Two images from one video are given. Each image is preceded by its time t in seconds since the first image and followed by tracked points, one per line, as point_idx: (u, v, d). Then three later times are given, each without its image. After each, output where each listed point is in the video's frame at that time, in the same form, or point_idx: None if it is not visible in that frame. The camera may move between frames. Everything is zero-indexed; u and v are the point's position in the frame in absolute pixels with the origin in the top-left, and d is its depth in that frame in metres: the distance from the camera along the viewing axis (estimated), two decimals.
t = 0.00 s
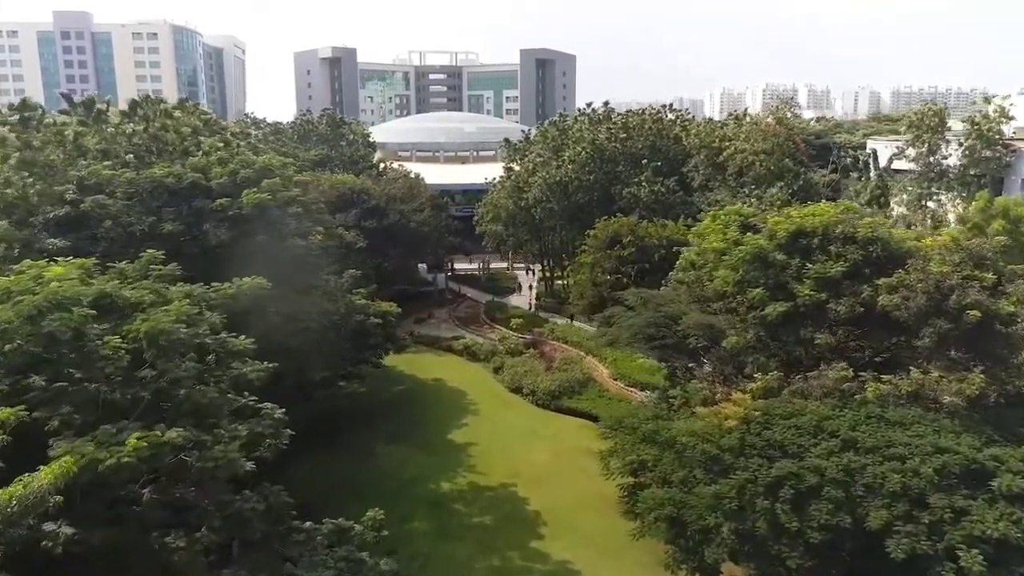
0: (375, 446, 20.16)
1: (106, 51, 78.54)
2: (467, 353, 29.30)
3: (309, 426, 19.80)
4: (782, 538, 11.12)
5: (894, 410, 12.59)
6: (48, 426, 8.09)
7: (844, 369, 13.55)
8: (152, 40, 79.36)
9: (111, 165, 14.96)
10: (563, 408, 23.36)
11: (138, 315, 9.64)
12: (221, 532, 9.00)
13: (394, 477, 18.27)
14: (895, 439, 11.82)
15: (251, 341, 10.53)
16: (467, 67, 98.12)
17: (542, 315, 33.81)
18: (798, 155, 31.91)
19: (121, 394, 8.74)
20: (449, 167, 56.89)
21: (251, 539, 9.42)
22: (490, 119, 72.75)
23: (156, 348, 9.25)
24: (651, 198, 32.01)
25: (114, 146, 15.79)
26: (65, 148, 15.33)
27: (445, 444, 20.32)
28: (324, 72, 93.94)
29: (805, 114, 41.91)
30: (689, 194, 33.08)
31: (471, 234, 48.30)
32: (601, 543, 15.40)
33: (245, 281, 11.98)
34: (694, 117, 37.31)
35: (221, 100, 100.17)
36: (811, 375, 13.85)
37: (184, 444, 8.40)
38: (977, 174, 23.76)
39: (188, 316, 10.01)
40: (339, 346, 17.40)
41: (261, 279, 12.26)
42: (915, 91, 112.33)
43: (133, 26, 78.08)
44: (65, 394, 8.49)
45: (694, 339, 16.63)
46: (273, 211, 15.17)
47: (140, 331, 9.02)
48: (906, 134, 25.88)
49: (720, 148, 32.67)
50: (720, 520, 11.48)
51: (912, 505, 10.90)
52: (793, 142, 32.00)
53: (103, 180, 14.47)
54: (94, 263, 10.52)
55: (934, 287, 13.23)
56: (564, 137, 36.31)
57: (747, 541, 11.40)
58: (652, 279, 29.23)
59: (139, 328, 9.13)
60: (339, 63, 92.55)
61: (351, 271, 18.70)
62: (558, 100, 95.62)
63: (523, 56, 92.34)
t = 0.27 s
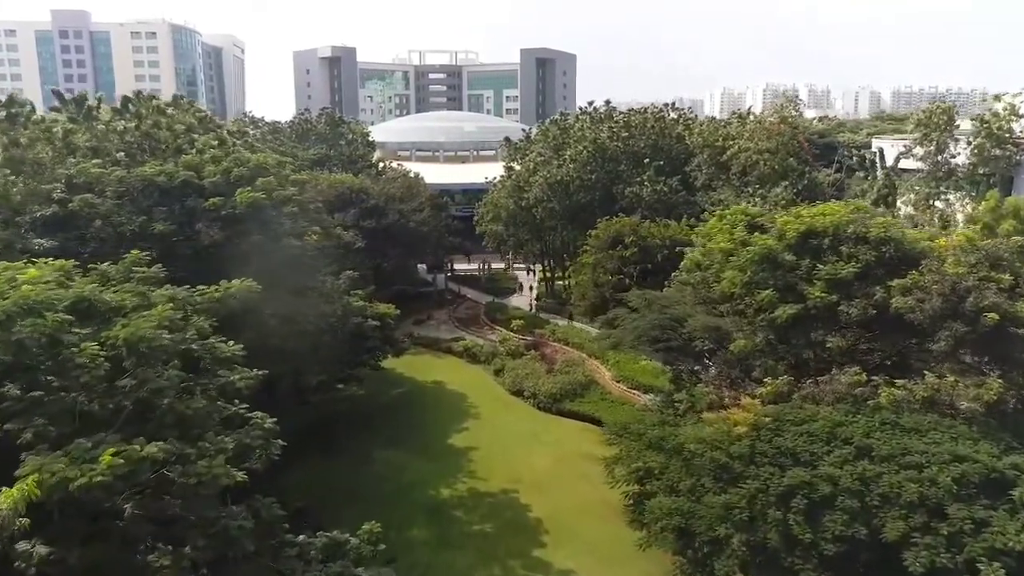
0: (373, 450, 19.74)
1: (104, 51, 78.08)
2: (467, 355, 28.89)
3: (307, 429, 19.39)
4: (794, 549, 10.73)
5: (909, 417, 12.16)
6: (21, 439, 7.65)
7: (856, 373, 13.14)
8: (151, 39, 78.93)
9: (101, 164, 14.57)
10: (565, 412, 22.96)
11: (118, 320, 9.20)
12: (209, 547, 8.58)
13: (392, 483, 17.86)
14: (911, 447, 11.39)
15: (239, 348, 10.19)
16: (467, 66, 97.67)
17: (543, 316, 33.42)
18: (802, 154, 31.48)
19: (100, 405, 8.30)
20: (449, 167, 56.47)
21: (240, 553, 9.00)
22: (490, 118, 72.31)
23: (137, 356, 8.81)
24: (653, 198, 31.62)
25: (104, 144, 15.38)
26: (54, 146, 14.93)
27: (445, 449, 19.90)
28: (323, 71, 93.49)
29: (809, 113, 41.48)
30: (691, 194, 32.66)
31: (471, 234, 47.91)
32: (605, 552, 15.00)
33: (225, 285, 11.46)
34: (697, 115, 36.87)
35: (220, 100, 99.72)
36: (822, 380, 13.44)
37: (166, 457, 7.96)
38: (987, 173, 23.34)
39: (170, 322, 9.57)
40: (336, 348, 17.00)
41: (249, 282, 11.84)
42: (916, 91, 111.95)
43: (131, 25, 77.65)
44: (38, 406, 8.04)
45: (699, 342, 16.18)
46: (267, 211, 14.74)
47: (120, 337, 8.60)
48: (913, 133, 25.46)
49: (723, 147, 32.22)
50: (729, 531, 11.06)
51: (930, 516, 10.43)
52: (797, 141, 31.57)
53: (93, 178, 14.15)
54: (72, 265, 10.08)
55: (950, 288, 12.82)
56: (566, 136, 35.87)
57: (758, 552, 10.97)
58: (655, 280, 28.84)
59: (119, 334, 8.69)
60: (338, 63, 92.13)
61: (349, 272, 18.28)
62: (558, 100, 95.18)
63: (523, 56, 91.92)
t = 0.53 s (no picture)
0: (371, 456, 19.22)
1: (101, 49, 77.56)
2: (467, 357, 28.37)
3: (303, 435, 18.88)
4: (811, 565, 10.25)
5: (929, 425, 11.64)
6: None
7: (873, 379, 12.63)
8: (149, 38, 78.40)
9: (87, 160, 14.04)
10: (567, 415, 22.47)
11: (89, 327, 8.57)
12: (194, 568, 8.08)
13: (391, 491, 17.35)
14: (932, 457, 10.84)
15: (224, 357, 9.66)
16: (467, 65, 97.13)
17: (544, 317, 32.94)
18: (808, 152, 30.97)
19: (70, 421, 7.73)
20: (448, 166, 55.96)
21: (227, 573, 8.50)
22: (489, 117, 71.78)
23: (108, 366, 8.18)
24: (656, 197, 31.11)
25: (92, 140, 14.85)
26: (40, 142, 14.40)
27: (445, 454, 19.40)
28: (322, 70, 92.95)
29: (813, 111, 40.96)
30: (695, 193, 32.16)
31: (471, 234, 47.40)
32: (611, 564, 14.50)
33: (204, 290, 10.78)
34: (700, 114, 36.35)
35: (218, 99, 99.23)
36: (837, 386, 12.92)
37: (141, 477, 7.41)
38: (998, 171, 22.85)
39: (149, 327, 8.96)
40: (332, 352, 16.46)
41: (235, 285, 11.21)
42: (917, 91, 111.54)
43: (129, 23, 77.07)
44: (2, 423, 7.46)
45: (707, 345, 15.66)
46: (260, 209, 14.20)
47: (89, 346, 7.95)
48: (923, 131, 24.95)
49: (727, 145, 31.71)
50: (743, 546, 10.53)
51: (954, 529, 9.91)
52: (803, 139, 31.08)
53: (78, 176, 13.60)
54: (39, 268, 9.47)
55: (971, 290, 12.31)
56: (567, 134, 35.31)
57: (773, 567, 10.46)
58: (658, 281, 28.36)
59: (87, 343, 8.05)
60: (337, 61, 91.63)
61: (346, 273, 17.75)
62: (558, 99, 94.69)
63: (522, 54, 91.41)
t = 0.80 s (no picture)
0: (370, 461, 18.80)
1: (99, 49, 77.11)
2: (467, 359, 27.95)
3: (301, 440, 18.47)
4: None
5: (948, 431, 11.19)
6: None
7: (889, 384, 12.20)
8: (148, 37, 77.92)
9: (76, 158, 13.63)
10: (570, 419, 22.06)
11: (63, 334, 8.11)
12: None
13: (389, 497, 16.94)
14: (953, 465, 10.35)
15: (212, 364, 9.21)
16: (467, 64, 96.71)
17: (546, 317, 32.53)
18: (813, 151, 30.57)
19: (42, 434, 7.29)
20: (448, 166, 55.55)
21: None
22: (489, 116, 71.30)
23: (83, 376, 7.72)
24: (659, 197, 30.71)
25: (82, 137, 14.46)
26: (28, 139, 14.01)
27: (445, 459, 18.98)
28: (322, 70, 92.55)
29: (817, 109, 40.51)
30: (698, 192, 31.76)
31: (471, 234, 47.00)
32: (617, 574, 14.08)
33: (190, 292, 10.28)
34: (703, 112, 35.93)
35: (218, 99, 98.78)
36: (851, 391, 12.50)
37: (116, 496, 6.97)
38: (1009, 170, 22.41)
39: (131, 332, 8.51)
40: (331, 355, 16.07)
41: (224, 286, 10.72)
42: (918, 90, 111.23)
43: (128, 23, 76.69)
44: None
45: (714, 348, 15.24)
46: (255, 209, 13.78)
47: (61, 355, 7.46)
48: (931, 129, 24.51)
49: (731, 144, 31.32)
50: (756, 559, 10.10)
51: (977, 542, 9.41)
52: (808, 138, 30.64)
53: (66, 173, 13.19)
54: (16, 268, 9.04)
55: (990, 292, 11.87)
56: (568, 133, 34.87)
57: None
58: (661, 281, 27.95)
59: (59, 350, 7.58)
60: (337, 60, 91.22)
61: (344, 274, 17.34)
62: (558, 98, 94.34)
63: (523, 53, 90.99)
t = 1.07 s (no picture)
0: (368, 466, 18.34)
1: (97, 47, 76.65)
2: (468, 361, 27.50)
3: (298, 445, 18.02)
4: None
5: (970, 439, 10.70)
6: None
7: (907, 390, 11.75)
8: (146, 36, 77.44)
9: (64, 155, 13.18)
10: (573, 422, 21.61)
11: (32, 342, 7.64)
12: None
13: (388, 504, 16.47)
14: (977, 475, 9.86)
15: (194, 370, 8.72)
16: (467, 64, 96.27)
17: (547, 318, 32.09)
18: (819, 150, 30.11)
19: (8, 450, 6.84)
20: (448, 165, 55.10)
21: None
22: (490, 115, 70.87)
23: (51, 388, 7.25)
24: (662, 196, 30.27)
25: (71, 134, 14.01)
26: (15, 136, 13.57)
27: (446, 464, 18.53)
28: (321, 69, 92.09)
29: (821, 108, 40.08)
30: (702, 192, 31.32)
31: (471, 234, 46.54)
32: None
33: (172, 295, 9.77)
34: (707, 110, 35.47)
35: (217, 99, 98.27)
36: (867, 396, 12.05)
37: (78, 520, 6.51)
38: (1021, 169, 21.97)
39: (106, 339, 8.03)
40: (330, 358, 15.64)
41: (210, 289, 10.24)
42: (920, 90, 110.83)
43: (126, 21, 76.22)
44: None
45: (723, 351, 14.79)
46: (249, 207, 13.31)
47: (26, 366, 6.99)
48: (941, 126, 24.06)
49: (735, 143, 30.87)
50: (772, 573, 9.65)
51: (1005, 556, 8.89)
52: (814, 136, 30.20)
53: (53, 171, 12.75)
54: None
55: (1013, 294, 11.41)
56: (570, 131, 34.41)
57: None
58: (665, 282, 27.51)
59: (25, 360, 7.10)
60: (336, 59, 90.77)
61: (341, 275, 16.89)
62: (559, 98, 93.92)
63: (523, 53, 90.57)
